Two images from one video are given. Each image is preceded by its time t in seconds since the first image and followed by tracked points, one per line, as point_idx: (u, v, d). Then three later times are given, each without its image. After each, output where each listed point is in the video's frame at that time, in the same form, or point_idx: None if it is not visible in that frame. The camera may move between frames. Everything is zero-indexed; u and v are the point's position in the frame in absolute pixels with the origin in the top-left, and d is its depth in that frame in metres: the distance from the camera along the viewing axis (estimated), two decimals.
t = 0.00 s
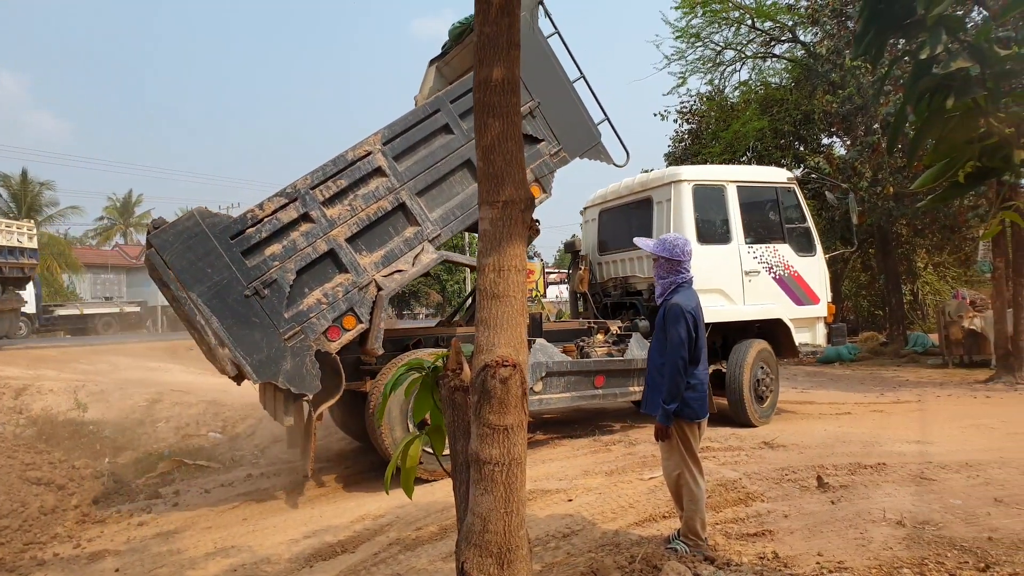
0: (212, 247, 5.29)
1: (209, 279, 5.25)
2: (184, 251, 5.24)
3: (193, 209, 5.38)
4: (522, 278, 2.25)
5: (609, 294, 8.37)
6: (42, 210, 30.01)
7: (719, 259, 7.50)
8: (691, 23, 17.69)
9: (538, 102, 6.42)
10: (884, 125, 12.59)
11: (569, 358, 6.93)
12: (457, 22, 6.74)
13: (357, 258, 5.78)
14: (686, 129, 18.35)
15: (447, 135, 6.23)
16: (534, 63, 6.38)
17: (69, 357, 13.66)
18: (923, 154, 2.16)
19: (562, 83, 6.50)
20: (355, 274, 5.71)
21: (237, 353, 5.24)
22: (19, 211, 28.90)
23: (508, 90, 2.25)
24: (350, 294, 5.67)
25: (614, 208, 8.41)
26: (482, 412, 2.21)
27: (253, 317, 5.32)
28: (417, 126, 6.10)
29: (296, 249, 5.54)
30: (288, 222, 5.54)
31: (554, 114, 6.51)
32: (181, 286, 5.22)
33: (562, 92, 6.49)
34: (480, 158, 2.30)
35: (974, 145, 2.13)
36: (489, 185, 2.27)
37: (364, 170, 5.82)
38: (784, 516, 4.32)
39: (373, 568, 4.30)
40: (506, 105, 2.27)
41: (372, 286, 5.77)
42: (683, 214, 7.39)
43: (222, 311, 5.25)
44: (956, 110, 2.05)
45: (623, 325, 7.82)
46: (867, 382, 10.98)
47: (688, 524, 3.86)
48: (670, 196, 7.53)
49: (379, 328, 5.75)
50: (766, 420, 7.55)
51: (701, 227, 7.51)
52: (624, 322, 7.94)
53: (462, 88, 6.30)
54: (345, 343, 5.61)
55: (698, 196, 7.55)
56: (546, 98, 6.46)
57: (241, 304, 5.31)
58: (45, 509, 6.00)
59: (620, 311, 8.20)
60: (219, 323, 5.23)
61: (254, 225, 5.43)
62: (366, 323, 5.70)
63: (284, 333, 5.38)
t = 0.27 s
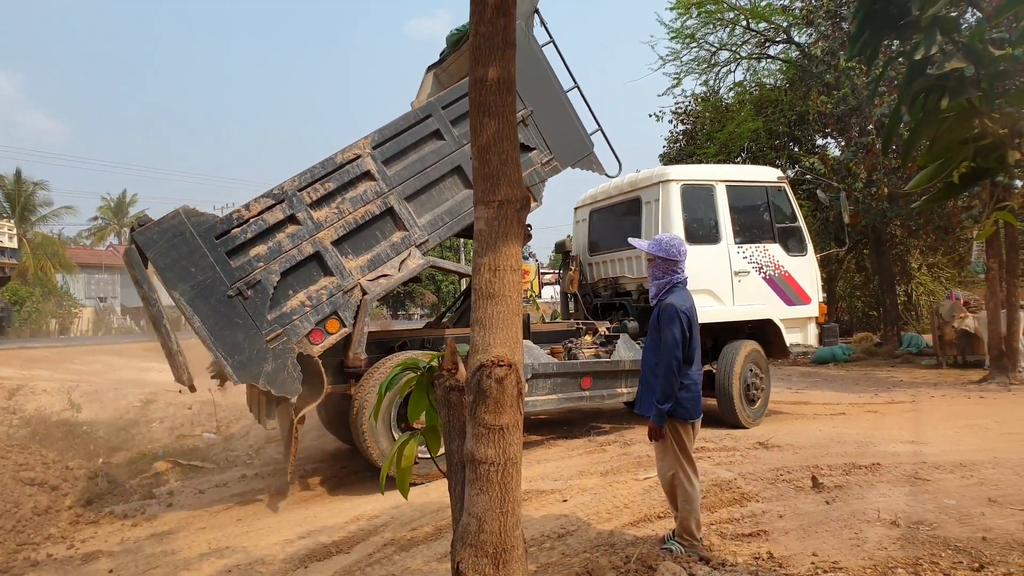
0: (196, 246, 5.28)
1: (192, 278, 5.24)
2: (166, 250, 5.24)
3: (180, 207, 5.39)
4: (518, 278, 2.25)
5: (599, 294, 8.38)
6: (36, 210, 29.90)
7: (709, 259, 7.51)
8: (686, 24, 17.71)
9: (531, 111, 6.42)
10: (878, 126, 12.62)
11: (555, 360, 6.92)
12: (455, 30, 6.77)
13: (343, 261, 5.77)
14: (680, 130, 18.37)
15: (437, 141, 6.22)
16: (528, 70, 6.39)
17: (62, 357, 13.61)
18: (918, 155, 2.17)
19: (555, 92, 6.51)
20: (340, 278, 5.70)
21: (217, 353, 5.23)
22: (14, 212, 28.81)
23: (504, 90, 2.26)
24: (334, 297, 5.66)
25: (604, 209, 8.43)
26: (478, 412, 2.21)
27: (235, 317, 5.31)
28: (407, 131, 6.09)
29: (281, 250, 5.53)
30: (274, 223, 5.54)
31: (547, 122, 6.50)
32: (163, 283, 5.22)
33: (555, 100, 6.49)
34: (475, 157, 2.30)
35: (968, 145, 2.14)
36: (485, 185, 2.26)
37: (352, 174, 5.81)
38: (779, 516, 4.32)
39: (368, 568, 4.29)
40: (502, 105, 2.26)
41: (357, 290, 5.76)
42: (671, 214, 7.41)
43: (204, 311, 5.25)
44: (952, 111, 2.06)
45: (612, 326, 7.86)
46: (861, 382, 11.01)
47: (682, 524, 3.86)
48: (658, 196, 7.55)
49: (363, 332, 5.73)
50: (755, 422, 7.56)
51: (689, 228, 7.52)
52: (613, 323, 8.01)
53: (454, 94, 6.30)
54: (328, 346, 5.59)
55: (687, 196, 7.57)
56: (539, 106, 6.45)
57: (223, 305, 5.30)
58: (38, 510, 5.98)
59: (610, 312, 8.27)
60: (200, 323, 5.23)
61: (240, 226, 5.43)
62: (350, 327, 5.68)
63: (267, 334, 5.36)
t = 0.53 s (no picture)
0: (181, 247, 5.27)
1: (175, 279, 5.23)
2: (150, 250, 5.20)
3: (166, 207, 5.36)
4: (514, 278, 2.25)
5: (590, 296, 8.45)
6: (32, 211, 29.84)
7: (699, 260, 7.52)
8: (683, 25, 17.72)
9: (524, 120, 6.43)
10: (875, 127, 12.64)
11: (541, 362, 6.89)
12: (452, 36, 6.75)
13: (329, 265, 5.77)
14: (677, 131, 18.39)
15: (428, 147, 6.20)
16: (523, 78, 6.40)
17: (58, 358, 13.58)
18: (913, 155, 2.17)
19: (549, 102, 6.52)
20: (325, 282, 5.70)
21: (199, 355, 5.24)
22: (9, 213, 28.75)
23: (501, 90, 2.25)
24: (318, 301, 5.65)
25: (595, 209, 8.44)
26: (475, 413, 2.21)
27: (217, 319, 5.31)
28: (397, 136, 6.08)
29: (266, 253, 5.53)
30: (260, 226, 5.53)
31: (540, 131, 6.50)
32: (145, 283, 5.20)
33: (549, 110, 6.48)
34: (472, 157, 2.29)
35: (964, 146, 2.15)
36: (481, 185, 2.26)
37: (340, 178, 5.80)
38: (776, 516, 4.33)
39: (364, 569, 4.28)
40: (498, 104, 2.26)
41: (342, 294, 5.75)
42: (660, 214, 7.43)
43: (186, 313, 5.25)
44: (948, 111, 2.07)
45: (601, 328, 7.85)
46: (857, 383, 11.02)
47: (679, 524, 3.86)
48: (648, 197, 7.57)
49: (347, 337, 5.74)
50: (746, 423, 7.55)
51: (679, 228, 7.54)
52: (604, 325, 8.01)
53: (446, 101, 6.28)
54: (311, 350, 5.60)
55: (676, 196, 7.58)
56: (532, 115, 6.46)
57: (207, 306, 5.30)
58: (34, 511, 5.96)
59: (601, 313, 8.29)
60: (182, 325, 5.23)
61: (225, 227, 5.43)
62: (333, 332, 5.69)
63: (249, 337, 5.37)
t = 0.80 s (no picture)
0: (169, 248, 5.27)
1: (161, 280, 5.24)
2: (137, 250, 5.19)
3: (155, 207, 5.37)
4: (513, 279, 2.25)
5: (583, 296, 8.45)
6: (29, 211, 29.80)
7: (691, 260, 7.53)
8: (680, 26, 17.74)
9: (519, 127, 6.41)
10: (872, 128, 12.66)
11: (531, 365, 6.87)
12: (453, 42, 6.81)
13: (317, 270, 5.75)
14: (674, 131, 18.40)
15: (420, 153, 6.16)
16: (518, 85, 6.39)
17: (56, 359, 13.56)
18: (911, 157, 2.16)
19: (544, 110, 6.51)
20: (312, 287, 5.68)
21: (184, 357, 5.24)
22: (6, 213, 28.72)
23: (498, 91, 2.25)
24: (305, 306, 5.64)
25: (588, 209, 8.46)
26: (475, 414, 2.21)
27: (203, 321, 5.32)
28: (390, 142, 6.06)
29: (253, 257, 5.53)
30: (248, 229, 5.54)
31: (534, 139, 6.48)
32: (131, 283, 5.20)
33: (544, 118, 6.45)
34: (471, 158, 2.29)
35: (962, 147, 2.16)
36: (481, 185, 2.26)
37: (331, 182, 5.79)
38: (773, 517, 4.33)
39: (362, 570, 4.28)
40: (498, 106, 2.26)
41: (329, 300, 5.73)
42: (651, 214, 7.44)
43: (172, 314, 5.24)
44: (946, 112, 2.07)
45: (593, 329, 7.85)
46: (855, 383, 11.03)
47: (677, 524, 3.87)
48: (639, 197, 7.59)
49: (332, 342, 5.69)
50: (740, 425, 7.54)
51: (670, 228, 7.55)
52: (595, 325, 8.01)
53: (441, 108, 6.25)
54: (297, 355, 5.59)
55: (668, 196, 7.59)
56: (527, 123, 6.45)
57: (193, 308, 5.31)
58: (31, 512, 5.95)
59: (594, 314, 8.29)
60: (167, 326, 5.22)
61: (213, 229, 5.43)
62: (320, 337, 5.67)
63: (234, 340, 5.38)
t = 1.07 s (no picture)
0: (161, 248, 5.32)
1: (152, 280, 5.28)
2: (129, 250, 5.25)
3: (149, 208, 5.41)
4: (514, 281, 2.25)
5: (579, 297, 8.44)
6: (27, 211, 29.77)
7: (685, 261, 7.53)
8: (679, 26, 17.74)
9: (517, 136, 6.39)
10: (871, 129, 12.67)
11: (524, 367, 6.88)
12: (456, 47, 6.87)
13: (309, 274, 5.74)
14: (673, 132, 18.40)
15: (417, 159, 6.15)
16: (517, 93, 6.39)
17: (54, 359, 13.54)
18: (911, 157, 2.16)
19: (542, 118, 6.49)
20: (304, 291, 5.67)
21: (173, 358, 5.28)
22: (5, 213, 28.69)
23: (498, 93, 2.25)
24: (296, 310, 5.64)
25: (583, 210, 8.46)
26: (474, 416, 2.20)
27: (193, 322, 5.35)
28: (387, 147, 6.05)
29: (246, 259, 5.55)
30: (242, 231, 5.56)
31: (531, 147, 6.47)
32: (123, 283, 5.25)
33: (542, 126, 6.44)
34: (471, 159, 2.29)
35: (961, 148, 2.15)
36: (481, 187, 2.25)
37: (326, 187, 5.79)
38: (772, 518, 4.33)
39: (360, 572, 4.27)
40: (498, 107, 2.26)
41: (321, 304, 5.70)
42: (645, 215, 7.43)
43: (162, 315, 5.29)
44: (946, 112, 2.07)
45: (588, 329, 7.83)
46: (853, 384, 11.03)
47: (677, 526, 3.87)
48: (633, 197, 7.59)
49: (322, 348, 5.66)
50: (735, 427, 7.54)
51: (665, 229, 7.56)
52: (590, 326, 7.98)
53: (439, 114, 6.23)
54: (286, 359, 5.60)
55: (662, 196, 7.59)
56: (524, 131, 6.45)
57: (183, 310, 5.35)
58: (28, 513, 5.93)
59: (589, 314, 8.27)
60: (157, 326, 5.27)
61: (206, 231, 5.46)
62: (310, 341, 5.65)
63: (223, 343, 5.40)
